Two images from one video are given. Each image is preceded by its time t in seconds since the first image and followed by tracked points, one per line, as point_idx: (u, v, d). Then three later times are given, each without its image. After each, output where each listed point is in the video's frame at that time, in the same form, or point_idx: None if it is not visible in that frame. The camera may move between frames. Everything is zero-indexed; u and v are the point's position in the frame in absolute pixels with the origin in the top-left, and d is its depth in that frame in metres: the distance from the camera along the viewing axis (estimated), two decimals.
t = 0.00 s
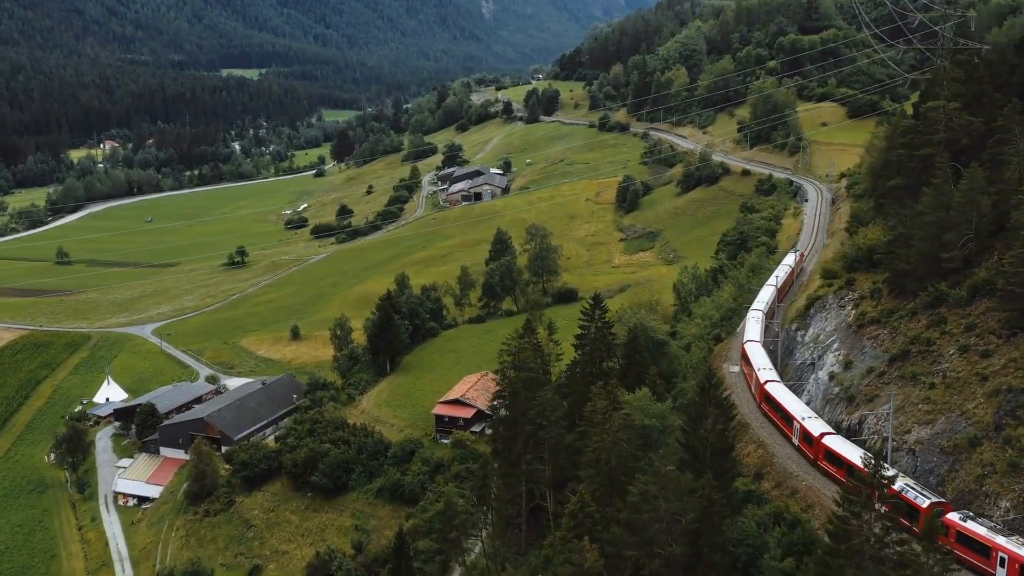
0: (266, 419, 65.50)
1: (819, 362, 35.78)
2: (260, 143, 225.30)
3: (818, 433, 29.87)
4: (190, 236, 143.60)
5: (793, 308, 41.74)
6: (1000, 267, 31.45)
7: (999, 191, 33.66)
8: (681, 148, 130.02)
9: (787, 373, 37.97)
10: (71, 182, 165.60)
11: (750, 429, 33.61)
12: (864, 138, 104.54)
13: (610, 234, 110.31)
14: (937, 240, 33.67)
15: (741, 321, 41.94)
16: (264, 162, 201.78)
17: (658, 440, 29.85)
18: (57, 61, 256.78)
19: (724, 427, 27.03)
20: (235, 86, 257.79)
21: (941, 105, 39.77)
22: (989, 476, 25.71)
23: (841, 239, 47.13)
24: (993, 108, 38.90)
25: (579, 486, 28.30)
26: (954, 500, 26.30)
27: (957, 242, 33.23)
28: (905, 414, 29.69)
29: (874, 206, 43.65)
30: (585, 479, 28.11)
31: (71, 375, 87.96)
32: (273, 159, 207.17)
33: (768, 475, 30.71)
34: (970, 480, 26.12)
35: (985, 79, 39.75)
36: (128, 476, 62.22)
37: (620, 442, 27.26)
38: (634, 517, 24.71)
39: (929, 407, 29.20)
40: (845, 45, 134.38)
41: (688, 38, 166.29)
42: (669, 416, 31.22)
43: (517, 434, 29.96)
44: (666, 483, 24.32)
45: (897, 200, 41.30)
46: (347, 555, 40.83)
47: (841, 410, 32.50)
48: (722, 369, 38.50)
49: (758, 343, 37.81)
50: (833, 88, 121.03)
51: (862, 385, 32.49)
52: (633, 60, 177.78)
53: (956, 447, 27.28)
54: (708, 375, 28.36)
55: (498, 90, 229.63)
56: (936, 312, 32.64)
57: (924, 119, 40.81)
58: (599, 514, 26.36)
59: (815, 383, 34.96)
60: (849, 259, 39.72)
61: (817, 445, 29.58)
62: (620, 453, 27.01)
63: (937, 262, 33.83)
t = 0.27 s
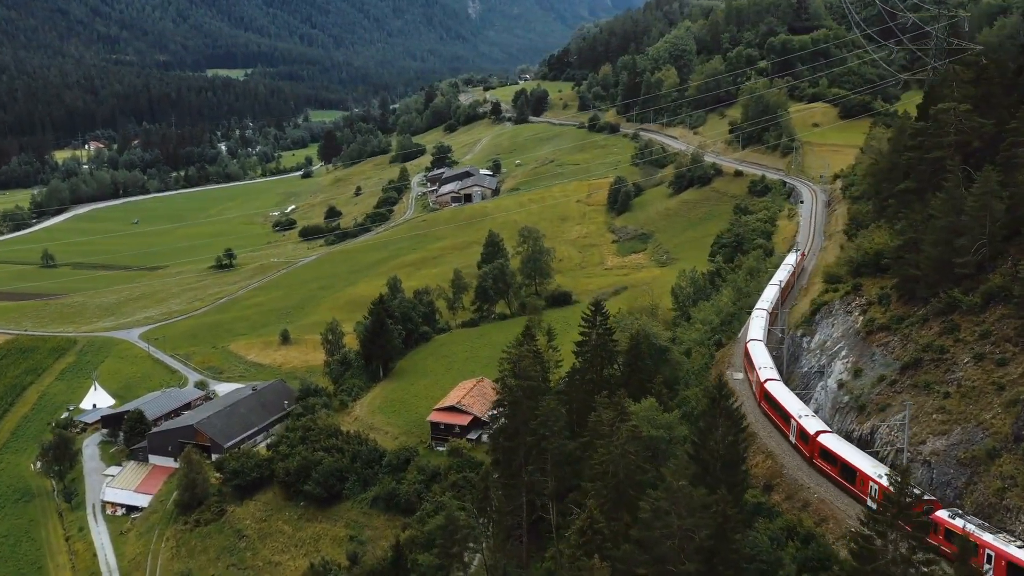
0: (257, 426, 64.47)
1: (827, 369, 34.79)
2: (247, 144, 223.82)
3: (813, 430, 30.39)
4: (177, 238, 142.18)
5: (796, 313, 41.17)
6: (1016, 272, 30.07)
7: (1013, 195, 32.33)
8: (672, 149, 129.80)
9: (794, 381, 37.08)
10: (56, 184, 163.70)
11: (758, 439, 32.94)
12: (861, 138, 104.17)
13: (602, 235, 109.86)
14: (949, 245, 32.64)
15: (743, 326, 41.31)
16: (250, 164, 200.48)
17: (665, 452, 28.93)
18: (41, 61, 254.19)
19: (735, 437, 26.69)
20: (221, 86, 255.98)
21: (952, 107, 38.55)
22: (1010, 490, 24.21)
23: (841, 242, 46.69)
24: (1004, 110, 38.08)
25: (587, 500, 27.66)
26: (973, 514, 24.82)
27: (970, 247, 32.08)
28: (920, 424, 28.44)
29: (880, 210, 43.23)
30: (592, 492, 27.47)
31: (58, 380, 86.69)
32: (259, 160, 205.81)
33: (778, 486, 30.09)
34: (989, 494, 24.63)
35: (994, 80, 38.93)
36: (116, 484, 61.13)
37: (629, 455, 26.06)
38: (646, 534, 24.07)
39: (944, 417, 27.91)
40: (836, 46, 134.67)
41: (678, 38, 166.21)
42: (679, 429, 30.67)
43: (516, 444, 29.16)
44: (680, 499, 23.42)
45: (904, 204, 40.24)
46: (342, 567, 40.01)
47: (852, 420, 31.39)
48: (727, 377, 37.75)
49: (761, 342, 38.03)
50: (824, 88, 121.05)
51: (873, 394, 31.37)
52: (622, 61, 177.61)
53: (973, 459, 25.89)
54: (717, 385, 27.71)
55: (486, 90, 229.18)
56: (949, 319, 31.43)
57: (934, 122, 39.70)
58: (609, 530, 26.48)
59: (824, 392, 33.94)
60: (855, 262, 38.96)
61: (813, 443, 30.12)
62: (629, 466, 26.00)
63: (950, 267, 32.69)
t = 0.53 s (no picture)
0: (243, 433, 63.31)
1: (831, 377, 34.34)
2: (228, 145, 221.64)
3: (807, 428, 30.79)
4: (159, 240, 140.27)
5: (794, 318, 40.74)
6: None
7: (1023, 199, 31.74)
8: (658, 150, 129.68)
9: (796, 388, 36.61)
10: (35, 186, 161.13)
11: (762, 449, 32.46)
12: (850, 139, 104.34)
13: (590, 237, 109.42)
14: (957, 250, 32.01)
15: (741, 331, 40.81)
16: (232, 165, 198.54)
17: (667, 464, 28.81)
18: (19, 62, 250.54)
19: (742, 449, 26.36)
20: (202, 86, 253.30)
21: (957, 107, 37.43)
22: None
23: (835, 245, 46.41)
24: (1010, 112, 37.35)
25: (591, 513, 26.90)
26: (990, 527, 24.19)
27: (979, 252, 31.49)
28: (930, 434, 27.92)
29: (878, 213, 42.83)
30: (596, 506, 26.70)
31: (38, 387, 85.12)
32: (241, 162, 203.79)
33: (785, 499, 29.64)
34: (1007, 508, 23.98)
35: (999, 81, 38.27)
36: (99, 494, 59.78)
37: (632, 468, 25.57)
38: (655, 553, 23.58)
39: (956, 427, 27.39)
40: (822, 47, 135.36)
41: (663, 38, 166.13)
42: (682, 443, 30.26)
43: (514, 454, 28.84)
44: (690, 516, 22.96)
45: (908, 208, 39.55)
46: None
47: (861, 430, 30.85)
48: (728, 383, 37.16)
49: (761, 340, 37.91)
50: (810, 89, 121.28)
51: (880, 403, 30.87)
52: (607, 61, 177.42)
53: (988, 471, 25.36)
54: (725, 396, 27.28)
55: (470, 91, 228.41)
56: (957, 325, 30.93)
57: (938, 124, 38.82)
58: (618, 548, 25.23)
59: (829, 400, 33.43)
60: (857, 266, 38.39)
61: (805, 440, 30.55)
62: (633, 479, 25.50)
63: (958, 272, 32.10)
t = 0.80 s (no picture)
0: (228, 440, 62.17)
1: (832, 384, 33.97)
2: (210, 146, 219.48)
3: (797, 427, 31.35)
4: (141, 242, 138.47)
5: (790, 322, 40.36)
6: None
7: None
8: (644, 150, 129.56)
9: (796, 395, 36.28)
10: (13, 188, 158.60)
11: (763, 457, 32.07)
12: (839, 140, 104.50)
13: (577, 239, 109.06)
14: (963, 254, 31.49)
15: (737, 336, 40.34)
16: (213, 166, 196.61)
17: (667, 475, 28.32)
18: None
19: (748, 461, 26.10)
20: (183, 86, 250.63)
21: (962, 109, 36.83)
22: None
23: (829, 247, 46.12)
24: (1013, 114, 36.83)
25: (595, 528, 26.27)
26: (1003, 539, 24.01)
27: (985, 257, 30.95)
28: (939, 443, 27.59)
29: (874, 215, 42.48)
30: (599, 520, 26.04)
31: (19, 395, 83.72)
32: (222, 163, 201.79)
33: (789, 510, 29.31)
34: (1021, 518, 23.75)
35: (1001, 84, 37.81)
36: (82, 503, 58.58)
37: (636, 480, 24.90)
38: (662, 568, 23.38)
39: (965, 436, 27.07)
40: (807, 47, 136.27)
41: (647, 38, 166.08)
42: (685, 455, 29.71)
43: (510, 464, 28.39)
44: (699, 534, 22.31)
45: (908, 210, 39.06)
46: None
47: (866, 438, 30.51)
48: (725, 390, 36.62)
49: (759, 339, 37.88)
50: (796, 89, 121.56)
51: (885, 411, 30.51)
52: (591, 61, 177.18)
53: (999, 481, 25.11)
54: (728, 405, 26.71)
55: (453, 91, 227.50)
56: (963, 331, 30.53)
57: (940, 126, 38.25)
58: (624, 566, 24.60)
59: (831, 408, 33.09)
60: (856, 270, 37.88)
61: (796, 438, 31.11)
62: (635, 492, 24.80)
63: (963, 277, 31.62)
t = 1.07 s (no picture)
0: (211, 449, 60.88)
1: (833, 392, 32.66)
2: (187, 148, 216.99)
3: (787, 425, 31.29)
4: (118, 245, 136.33)
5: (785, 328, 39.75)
6: None
7: None
8: (627, 151, 129.49)
9: (797, 403, 35.12)
10: None
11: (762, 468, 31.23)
12: (824, 141, 104.78)
13: (561, 241, 108.69)
14: (969, 258, 30.32)
15: (732, 342, 39.70)
16: (191, 167, 194.19)
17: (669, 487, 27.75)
18: None
19: (754, 473, 25.69)
20: (159, 87, 247.45)
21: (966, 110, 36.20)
22: None
23: (820, 251, 45.72)
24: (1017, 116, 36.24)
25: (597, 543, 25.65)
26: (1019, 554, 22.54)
27: (992, 261, 29.69)
28: (949, 454, 26.19)
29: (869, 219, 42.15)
30: (601, 534, 25.46)
31: None
32: (200, 164, 199.64)
33: (794, 523, 28.45)
34: None
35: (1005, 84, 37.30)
36: (60, 514, 57.10)
37: (639, 494, 24.10)
38: None
39: (975, 447, 25.66)
40: (789, 48, 136.83)
41: (629, 38, 166.15)
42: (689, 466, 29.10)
43: (504, 475, 27.90)
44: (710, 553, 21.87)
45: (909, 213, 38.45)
46: None
47: (871, 449, 29.21)
48: (722, 398, 35.89)
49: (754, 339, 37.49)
50: (779, 91, 122.10)
51: (891, 421, 29.17)
52: (572, 62, 176.90)
53: (1013, 494, 23.70)
54: (735, 416, 26.30)
55: (433, 92, 226.77)
56: (970, 338, 29.15)
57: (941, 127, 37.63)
58: None
59: (833, 417, 31.90)
60: (856, 275, 36.98)
61: (786, 437, 31.04)
62: (639, 507, 24.13)
63: (969, 281, 30.34)
